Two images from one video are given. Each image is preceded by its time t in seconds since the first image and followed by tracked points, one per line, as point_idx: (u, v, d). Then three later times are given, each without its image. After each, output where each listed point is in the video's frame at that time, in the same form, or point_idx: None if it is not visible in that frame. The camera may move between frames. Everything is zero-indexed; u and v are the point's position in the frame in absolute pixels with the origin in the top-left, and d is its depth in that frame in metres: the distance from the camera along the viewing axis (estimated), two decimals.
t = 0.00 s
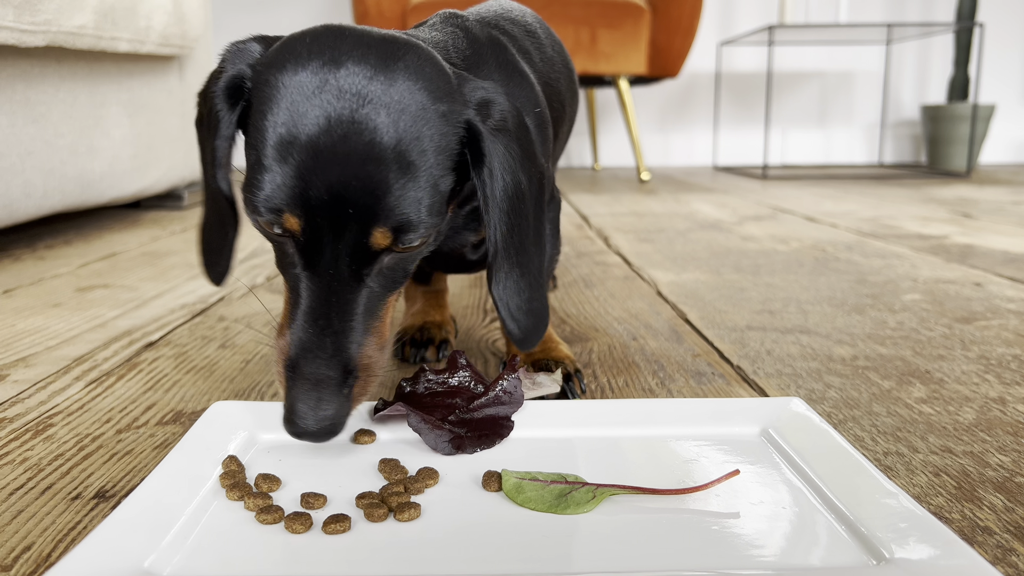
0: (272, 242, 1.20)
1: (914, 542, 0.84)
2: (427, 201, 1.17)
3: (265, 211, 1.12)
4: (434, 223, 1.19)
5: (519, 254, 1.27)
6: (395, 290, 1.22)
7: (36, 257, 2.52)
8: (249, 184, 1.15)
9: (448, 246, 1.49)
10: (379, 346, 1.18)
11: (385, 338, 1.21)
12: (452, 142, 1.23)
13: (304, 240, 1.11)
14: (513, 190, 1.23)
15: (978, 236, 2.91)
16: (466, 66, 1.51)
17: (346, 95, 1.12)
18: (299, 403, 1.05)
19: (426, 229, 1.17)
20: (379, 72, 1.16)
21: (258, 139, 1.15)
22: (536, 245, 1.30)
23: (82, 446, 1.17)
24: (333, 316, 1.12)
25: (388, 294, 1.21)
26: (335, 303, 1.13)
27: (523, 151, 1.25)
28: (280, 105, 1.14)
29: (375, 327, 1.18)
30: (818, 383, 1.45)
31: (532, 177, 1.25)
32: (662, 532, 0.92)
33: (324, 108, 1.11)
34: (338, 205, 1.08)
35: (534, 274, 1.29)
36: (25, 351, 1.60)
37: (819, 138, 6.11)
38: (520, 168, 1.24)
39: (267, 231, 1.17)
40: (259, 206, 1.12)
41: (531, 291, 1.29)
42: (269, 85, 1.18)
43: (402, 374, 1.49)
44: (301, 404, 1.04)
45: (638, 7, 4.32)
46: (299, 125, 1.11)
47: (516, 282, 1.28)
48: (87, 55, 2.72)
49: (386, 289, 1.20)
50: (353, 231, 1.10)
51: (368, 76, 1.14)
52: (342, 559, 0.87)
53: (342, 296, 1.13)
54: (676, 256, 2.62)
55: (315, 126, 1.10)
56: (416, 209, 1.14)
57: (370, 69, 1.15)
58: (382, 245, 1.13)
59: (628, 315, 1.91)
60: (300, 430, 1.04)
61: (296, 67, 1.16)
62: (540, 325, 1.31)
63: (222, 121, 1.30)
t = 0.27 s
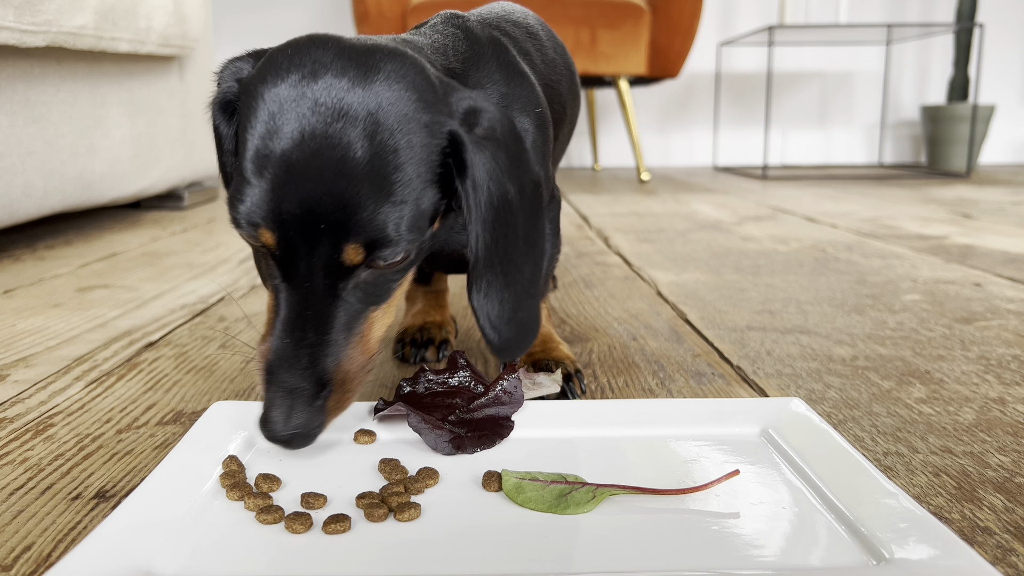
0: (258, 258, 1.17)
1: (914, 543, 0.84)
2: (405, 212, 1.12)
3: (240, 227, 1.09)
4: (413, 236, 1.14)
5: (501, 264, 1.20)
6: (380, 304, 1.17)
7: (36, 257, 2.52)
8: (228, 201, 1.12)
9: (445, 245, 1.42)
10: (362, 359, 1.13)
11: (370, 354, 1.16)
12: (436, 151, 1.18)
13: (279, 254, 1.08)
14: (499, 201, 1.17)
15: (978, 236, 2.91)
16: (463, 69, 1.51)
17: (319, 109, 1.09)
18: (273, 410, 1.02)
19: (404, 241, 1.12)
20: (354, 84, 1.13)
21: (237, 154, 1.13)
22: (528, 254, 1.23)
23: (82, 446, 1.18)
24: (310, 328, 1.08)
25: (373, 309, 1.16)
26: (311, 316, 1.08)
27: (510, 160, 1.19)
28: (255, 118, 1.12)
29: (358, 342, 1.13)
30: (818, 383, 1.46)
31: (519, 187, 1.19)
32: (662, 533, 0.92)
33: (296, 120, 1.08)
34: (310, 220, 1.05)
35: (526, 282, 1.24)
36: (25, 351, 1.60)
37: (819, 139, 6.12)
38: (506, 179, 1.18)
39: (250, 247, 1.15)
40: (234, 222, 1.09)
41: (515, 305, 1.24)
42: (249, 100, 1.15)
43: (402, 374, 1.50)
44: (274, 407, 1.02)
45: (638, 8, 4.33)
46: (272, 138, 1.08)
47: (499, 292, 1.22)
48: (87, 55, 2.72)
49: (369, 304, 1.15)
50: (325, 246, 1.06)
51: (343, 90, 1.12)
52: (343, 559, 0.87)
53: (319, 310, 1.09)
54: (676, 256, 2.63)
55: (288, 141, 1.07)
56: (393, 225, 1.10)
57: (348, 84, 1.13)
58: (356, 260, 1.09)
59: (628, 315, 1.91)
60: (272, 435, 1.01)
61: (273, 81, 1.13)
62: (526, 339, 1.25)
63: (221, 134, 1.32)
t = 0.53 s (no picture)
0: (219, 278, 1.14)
1: (914, 543, 0.84)
2: (363, 230, 1.10)
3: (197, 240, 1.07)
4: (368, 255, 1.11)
5: (482, 285, 1.14)
6: (336, 332, 1.12)
7: (36, 257, 2.52)
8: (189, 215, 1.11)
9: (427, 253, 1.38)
10: (315, 392, 1.07)
11: (325, 391, 1.10)
12: (403, 171, 1.16)
13: (233, 269, 1.05)
14: (477, 223, 1.13)
15: (978, 237, 2.91)
16: (459, 79, 1.50)
17: (281, 121, 1.07)
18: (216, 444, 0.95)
19: (357, 261, 1.09)
20: (320, 99, 1.11)
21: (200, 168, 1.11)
22: (507, 280, 1.17)
23: (82, 446, 1.18)
24: (257, 351, 1.03)
25: (330, 334, 1.11)
26: (261, 337, 1.04)
27: (485, 185, 1.16)
28: (219, 131, 1.11)
29: (311, 371, 1.08)
30: (818, 383, 1.46)
31: (495, 211, 1.15)
32: (662, 532, 0.92)
33: (259, 131, 1.07)
34: (264, 232, 1.03)
35: (505, 310, 1.16)
36: (25, 351, 1.60)
37: (819, 139, 6.12)
38: (484, 202, 1.14)
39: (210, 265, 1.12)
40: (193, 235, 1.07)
41: (501, 329, 1.15)
42: (215, 116, 1.14)
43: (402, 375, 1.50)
44: (218, 441, 0.95)
45: (638, 8, 4.33)
46: (231, 149, 1.07)
47: (479, 318, 1.14)
48: (87, 55, 2.72)
49: (324, 329, 1.11)
50: (278, 258, 1.03)
51: (307, 104, 1.10)
52: (343, 559, 0.87)
53: (270, 331, 1.05)
54: (676, 256, 2.63)
55: (245, 152, 1.06)
56: (351, 237, 1.08)
57: (310, 95, 1.11)
58: (309, 274, 1.05)
59: (628, 315, 1.91)
60: (215, 476, 0.93)
61: (241, 97, 1.12)
62: (511, 367, 1.16)
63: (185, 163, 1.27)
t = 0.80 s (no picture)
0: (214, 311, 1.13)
1: (913, 543, 0.84)
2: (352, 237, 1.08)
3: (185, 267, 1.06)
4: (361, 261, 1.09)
5: (482, 293, 1.09)
6: (337, 349, 1.10)
7: (36, 257, 2.52)
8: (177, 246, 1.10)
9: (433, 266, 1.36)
10: (318, 414, 1.04)
11: (330, 414, 1.06)
12: (389, 177, 1.15)
13: (222, 291, 1.04)
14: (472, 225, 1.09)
15: (978, 237, 2.91)
16: (457, 79, 1.50)
17: (258, 141, 1.08)
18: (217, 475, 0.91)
19: (349, 269, 1.07)
20: (297, 115, 1.12)
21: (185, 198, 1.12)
22: (509, 287, 1.12)
23: (82, 446, 1.18)
24: (254, 375, 1.00)
25: (331, 353, 1.09)
26: (259, 359, 1.02)
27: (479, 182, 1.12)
28: (201, 161, 1.12)
29: (314, 390, 1.05)
30: (818, 383, 1.46)
31: (491, 210, 1.11)
32: (662, 532, 0.92)
33: (237, 152, 1.07)
34: (247, 246, 1.02)
35: (510, 318, 1.11)
36: (25, 351, 1.60)
37: (819, 139, 6.12)
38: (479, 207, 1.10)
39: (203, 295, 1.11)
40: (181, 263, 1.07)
41: (506, 341, 1.09)
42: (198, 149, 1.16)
43: (402, 375, 1.50)
44: (219, 474, 0.91)
45: (638, 8, 4.33)
46: (212, 172, 1.07)
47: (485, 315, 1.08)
48: (87, 55, 2.72)
49: (324, 348, 1.08)
50: (263, 272, 1.02)
51: (282, 122, 1.11)
52: (343, 558, 0.87)
53: (265, 352, 1.02)
54: (676, 256, 2.63)
55: (225, 174, 1.06)
56: (339, 243, 1.06)
57: (284, 114, 1.12)
58: (298, 286, 1.03)
59: (628, 315, 1.91)
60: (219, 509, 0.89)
61: (219, 126, 1.14)
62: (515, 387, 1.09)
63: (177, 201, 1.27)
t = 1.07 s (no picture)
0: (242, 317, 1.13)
1: (913, 542, 0.84)
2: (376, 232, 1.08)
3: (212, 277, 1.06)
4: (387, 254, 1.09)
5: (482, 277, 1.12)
6: (371, 342, 1.11)
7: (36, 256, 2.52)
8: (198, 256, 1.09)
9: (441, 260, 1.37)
10: (367, 406, 1.06)
11: (376, 400, 1.09)
12: (400, 169, 1.15)
13: (255, 297, 1.04)
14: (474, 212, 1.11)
15: (978, 237, 2.91)
16: (457, 78, 1.50)
17: (271, 143, 1.06)
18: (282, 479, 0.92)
19: (379, 262, 1.08)
20: (304, 112, 1.10)
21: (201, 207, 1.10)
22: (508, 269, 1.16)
23: (81, 446, 1.18)
24: (301, 377, 1.01)
25: (366, 344, 1.10)
26: (301, 360, 1.03)
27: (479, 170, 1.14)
28: (211, 167, 1.10)
29: (355, 383, 1.07)
30: (818, 383, 1.45)
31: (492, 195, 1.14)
32: (661, 532, 0.92)
33: (251, 156, 1.06)
34: (276, 251, 1.01)
35: (499, 306, 1.13)
36: (25, 351, 1.60)
37: (819, 139, 6.12)
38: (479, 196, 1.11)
39: (229, 303, 1.11)
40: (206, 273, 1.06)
41: (496, 325, 1.12)
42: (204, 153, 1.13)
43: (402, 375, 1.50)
44: (284, 477, 0.92)
45: (638, 8, 4.32)
46: (228, 179, 1.06)
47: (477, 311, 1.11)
48: (87, 54, 2.72)
49: (360, 341, 1.09)
50: (299, 274, 1.02)
51: (291, 120, 1.09)
52: (343, 557, 0.87)
53: (308, 352, 1.04)
54: (676, 255, 2.63)
55: (243, 181, 1.05)
56: (367, 239, 1.06)
57: (292, 113, 1.10)
58: (334, 284, 1.04)
59: (628, 315, 1.91)
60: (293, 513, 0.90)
61: (224, 128, 1.12)
62: (507, 366, 1.13)
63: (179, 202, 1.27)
